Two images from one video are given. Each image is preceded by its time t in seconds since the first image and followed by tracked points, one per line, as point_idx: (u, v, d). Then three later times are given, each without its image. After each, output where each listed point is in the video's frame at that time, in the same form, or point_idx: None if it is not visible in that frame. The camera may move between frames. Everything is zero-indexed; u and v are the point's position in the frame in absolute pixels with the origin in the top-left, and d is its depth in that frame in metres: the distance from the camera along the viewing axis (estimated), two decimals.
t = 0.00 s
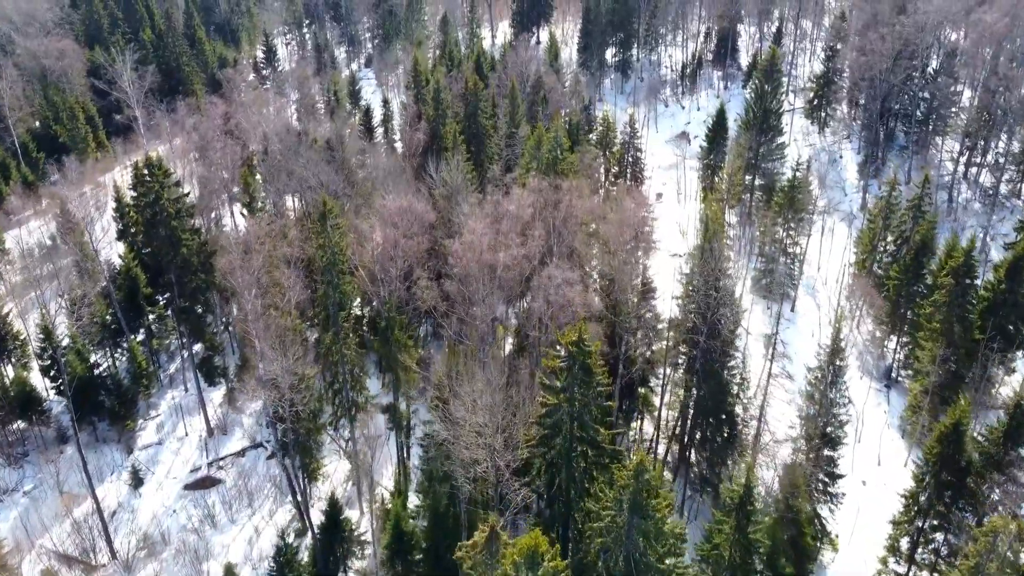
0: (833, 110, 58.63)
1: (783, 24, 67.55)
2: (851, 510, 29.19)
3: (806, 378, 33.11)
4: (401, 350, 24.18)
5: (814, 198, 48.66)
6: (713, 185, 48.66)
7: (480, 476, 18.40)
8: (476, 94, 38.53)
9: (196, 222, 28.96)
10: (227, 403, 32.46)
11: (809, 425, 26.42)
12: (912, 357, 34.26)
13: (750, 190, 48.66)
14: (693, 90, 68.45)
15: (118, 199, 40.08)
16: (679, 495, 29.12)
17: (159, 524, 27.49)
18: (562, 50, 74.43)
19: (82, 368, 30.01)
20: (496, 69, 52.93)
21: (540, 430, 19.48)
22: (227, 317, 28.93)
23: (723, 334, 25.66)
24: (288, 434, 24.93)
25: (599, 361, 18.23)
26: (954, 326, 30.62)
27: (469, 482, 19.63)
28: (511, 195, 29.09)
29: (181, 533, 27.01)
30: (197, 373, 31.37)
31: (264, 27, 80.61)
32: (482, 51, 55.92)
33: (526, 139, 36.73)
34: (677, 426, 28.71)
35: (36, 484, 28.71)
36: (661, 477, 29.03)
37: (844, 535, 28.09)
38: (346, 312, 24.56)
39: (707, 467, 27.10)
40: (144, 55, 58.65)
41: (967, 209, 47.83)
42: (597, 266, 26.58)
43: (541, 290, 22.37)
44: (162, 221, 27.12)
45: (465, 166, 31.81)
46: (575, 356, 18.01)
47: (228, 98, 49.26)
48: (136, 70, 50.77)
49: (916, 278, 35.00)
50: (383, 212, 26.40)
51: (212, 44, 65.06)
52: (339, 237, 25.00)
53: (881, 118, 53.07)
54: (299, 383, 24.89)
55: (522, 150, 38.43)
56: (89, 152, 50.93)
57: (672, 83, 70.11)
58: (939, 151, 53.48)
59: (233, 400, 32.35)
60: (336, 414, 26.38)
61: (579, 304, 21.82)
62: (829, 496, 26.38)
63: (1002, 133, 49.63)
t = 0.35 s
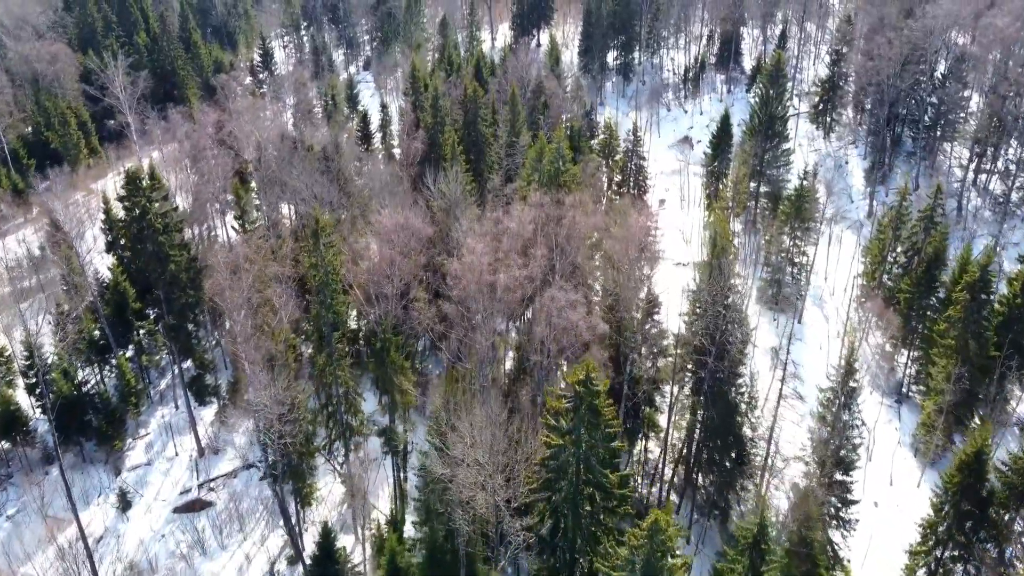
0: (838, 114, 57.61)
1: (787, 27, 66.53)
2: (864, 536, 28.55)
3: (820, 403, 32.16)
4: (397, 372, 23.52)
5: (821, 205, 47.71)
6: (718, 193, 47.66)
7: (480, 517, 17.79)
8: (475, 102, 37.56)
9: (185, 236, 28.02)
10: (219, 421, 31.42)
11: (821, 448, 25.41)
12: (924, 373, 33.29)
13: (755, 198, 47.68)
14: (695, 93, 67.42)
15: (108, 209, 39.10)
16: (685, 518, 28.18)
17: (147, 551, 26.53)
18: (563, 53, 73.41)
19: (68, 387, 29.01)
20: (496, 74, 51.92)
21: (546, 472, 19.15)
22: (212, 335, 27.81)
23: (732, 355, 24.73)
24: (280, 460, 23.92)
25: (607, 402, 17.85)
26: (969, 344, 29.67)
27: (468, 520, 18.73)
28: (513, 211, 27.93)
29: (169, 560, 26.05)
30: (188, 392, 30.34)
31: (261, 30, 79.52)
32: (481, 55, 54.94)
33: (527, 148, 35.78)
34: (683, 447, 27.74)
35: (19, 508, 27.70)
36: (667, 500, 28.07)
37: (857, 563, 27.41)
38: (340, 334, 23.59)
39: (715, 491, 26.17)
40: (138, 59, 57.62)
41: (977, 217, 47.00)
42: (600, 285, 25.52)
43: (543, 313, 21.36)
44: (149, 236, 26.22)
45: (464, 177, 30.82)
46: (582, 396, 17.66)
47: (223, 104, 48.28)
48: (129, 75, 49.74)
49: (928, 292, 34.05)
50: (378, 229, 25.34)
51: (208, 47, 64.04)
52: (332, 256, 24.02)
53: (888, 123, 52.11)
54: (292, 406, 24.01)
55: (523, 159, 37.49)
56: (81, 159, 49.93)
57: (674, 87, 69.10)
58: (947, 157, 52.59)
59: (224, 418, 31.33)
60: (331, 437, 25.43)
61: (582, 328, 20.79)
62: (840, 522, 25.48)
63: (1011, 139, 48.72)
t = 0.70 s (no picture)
0: (845, 120, 56.50)
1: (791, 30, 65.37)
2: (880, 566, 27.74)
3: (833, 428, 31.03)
4: (392, 401, 22.56)
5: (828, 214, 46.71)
6: (723, 201, 46.60)
7: (478, 566, 17.69)
8: (475, 111, 36.46)
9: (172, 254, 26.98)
10: (208, 443, 30.30)
11: (836, 476, 24.39)
12: (938, 392, 32.28)
13: (761, 207, 46.62)
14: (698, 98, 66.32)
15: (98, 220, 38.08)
16: (692, 546, 27.18)
17: None
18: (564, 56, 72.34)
19: (52, 409, 27.95)
20: (496, 79, 50.84)
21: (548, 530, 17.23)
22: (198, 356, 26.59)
23: (743, 381, 23.69)
24: (270, 491, 22.86)
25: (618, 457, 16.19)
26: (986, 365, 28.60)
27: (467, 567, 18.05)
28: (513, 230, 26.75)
29: None
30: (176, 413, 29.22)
31: (257, 33, 78.33)
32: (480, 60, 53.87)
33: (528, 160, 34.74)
34: (691, 472, 26.68)
35: None
36: (673, 528, 27.07)
37: None
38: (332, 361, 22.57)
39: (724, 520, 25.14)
40: (132, 63, 56.50)
41: (987, 227, 46.04)
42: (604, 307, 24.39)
43: (545, 341, 20.30)
44: (134, 255, 25.21)
45: (462, 191, 29.75)
46: (591, 450, 16.02)
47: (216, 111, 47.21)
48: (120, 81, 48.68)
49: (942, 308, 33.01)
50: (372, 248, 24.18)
51: (203, 52, 62.98)
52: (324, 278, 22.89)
53: (896, 129, 51.03)
54: (283, 434, 22.98)
55: (524, 171, 36.41)
56: (71, 167, 48.88)
57: (677, 91, 68.03)
58: (956, 164, 51.48)
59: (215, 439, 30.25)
60: (324, 465, 24.42)
61: (586, 358, 19.74)
62: (856, 553, 24.56)
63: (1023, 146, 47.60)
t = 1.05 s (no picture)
0: (850, 125, 55.52)
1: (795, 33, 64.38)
2: None
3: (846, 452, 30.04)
4: (388, 428, 21.64)
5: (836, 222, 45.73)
6: (728, 211, 45.75)
7: None
8: (474, 119, 35.46)
9: (159, 270, 26.03)
10: (199, 464, 29.21)
11: (851, 504, 23.31)
12: (953, 410, 31.39)
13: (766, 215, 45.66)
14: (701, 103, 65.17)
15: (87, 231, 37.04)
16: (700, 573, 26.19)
17: None
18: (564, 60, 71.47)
19: (35, 431, 26.94)
20: (496, 84, 49.89)
21: None
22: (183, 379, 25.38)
23: (754, 406, 22.78)
24: (262, 523, 21.85)
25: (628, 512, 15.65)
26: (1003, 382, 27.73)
27: None
28: (513, 250, 25.94)
29: None
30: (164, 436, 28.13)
31: (255, 36, 77.38)
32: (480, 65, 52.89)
33: (529, 170, 33.79)
34: (698, 496, 25.69)
35: None
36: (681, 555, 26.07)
37: None
38: (323, 383, 21.82)
39: (735, 549, 24.19)
40: (125, 68, 55.61)
41: (999, 236, 45.03)
42: (608, 329, 23.54)
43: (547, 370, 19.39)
44: (119, 272, 24.25)
45: (459, 205, 28.77)
46: (599, 506, 15.53)
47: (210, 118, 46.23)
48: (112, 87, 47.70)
49: (955, 323, 32.15)
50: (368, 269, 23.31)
51: (199, 56, 62.04)
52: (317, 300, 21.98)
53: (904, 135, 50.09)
54: (273, 461, 21.96)
55: (524, 181, 35.40)
56: (63, 174, 47.93)
57: (679, 95, 67.05)
58: (965, 170, 50.53)
59: (205, 460, 29.14)
60: (317, 492, 23.39)
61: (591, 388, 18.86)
62: None
63: None
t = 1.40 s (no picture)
0: (857, 131, 54.42)
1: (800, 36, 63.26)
2: None
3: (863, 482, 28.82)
4: (383, 460, 20.58)
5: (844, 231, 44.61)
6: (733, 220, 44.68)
7: None
8: (473, 129, 34.35)
9: (145, 292, 25.10)
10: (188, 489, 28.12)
11: (869, 538, 22.20)
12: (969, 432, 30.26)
13: (772, 224, 44.56)
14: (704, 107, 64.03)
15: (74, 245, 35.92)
16: None
17: None
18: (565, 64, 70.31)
19: (14, 458, 25.77)
20: (496, 90, 48.77)
21: None
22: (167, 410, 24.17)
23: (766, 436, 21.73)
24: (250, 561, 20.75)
25: None
26: None
27: None
28: (514, 271, 24.90)
29: None
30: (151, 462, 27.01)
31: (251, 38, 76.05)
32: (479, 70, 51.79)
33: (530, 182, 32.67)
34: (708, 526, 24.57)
35: None
36: None
37: None
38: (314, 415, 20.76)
39: None
40: (118, 73, 54.27)
41: (1010, 246, 44.00)
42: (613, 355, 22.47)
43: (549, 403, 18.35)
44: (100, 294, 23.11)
45: (457, 220, 27.65)
46: None
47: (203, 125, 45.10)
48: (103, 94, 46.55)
49: (970, 341, 31.00)
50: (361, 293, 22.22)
51: (193, 59, 60.85)
52: (307, 328, 20.86)
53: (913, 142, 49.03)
54: (262, 495, 20.84)
55: (525, 193, 34.24)
56: (53, 182, 46.76)
57: (682, 99, 65.89)
58: (975, 177, 49.49)
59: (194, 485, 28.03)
60: (308, 525, 22.24)
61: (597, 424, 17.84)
62: None
63: None
